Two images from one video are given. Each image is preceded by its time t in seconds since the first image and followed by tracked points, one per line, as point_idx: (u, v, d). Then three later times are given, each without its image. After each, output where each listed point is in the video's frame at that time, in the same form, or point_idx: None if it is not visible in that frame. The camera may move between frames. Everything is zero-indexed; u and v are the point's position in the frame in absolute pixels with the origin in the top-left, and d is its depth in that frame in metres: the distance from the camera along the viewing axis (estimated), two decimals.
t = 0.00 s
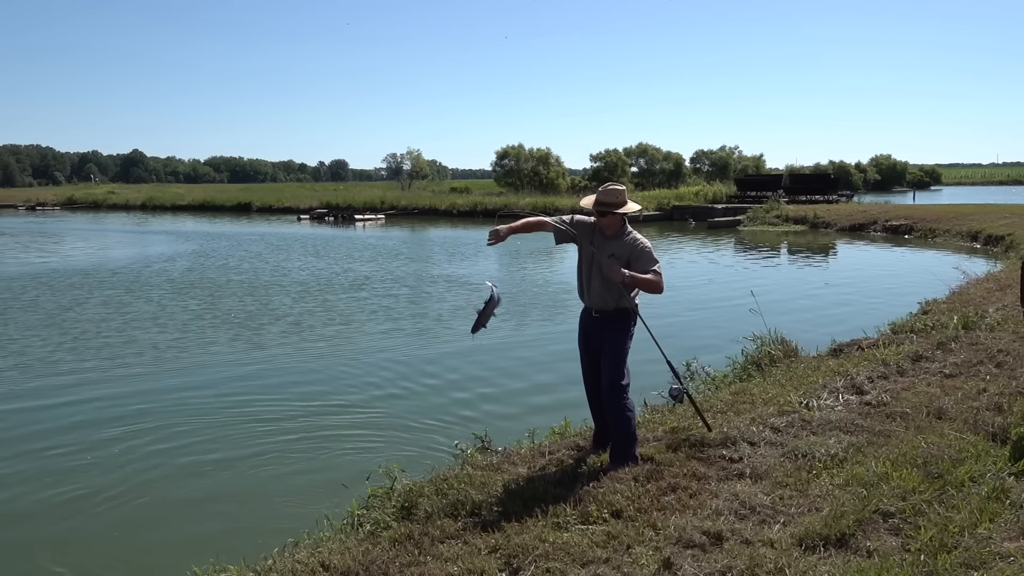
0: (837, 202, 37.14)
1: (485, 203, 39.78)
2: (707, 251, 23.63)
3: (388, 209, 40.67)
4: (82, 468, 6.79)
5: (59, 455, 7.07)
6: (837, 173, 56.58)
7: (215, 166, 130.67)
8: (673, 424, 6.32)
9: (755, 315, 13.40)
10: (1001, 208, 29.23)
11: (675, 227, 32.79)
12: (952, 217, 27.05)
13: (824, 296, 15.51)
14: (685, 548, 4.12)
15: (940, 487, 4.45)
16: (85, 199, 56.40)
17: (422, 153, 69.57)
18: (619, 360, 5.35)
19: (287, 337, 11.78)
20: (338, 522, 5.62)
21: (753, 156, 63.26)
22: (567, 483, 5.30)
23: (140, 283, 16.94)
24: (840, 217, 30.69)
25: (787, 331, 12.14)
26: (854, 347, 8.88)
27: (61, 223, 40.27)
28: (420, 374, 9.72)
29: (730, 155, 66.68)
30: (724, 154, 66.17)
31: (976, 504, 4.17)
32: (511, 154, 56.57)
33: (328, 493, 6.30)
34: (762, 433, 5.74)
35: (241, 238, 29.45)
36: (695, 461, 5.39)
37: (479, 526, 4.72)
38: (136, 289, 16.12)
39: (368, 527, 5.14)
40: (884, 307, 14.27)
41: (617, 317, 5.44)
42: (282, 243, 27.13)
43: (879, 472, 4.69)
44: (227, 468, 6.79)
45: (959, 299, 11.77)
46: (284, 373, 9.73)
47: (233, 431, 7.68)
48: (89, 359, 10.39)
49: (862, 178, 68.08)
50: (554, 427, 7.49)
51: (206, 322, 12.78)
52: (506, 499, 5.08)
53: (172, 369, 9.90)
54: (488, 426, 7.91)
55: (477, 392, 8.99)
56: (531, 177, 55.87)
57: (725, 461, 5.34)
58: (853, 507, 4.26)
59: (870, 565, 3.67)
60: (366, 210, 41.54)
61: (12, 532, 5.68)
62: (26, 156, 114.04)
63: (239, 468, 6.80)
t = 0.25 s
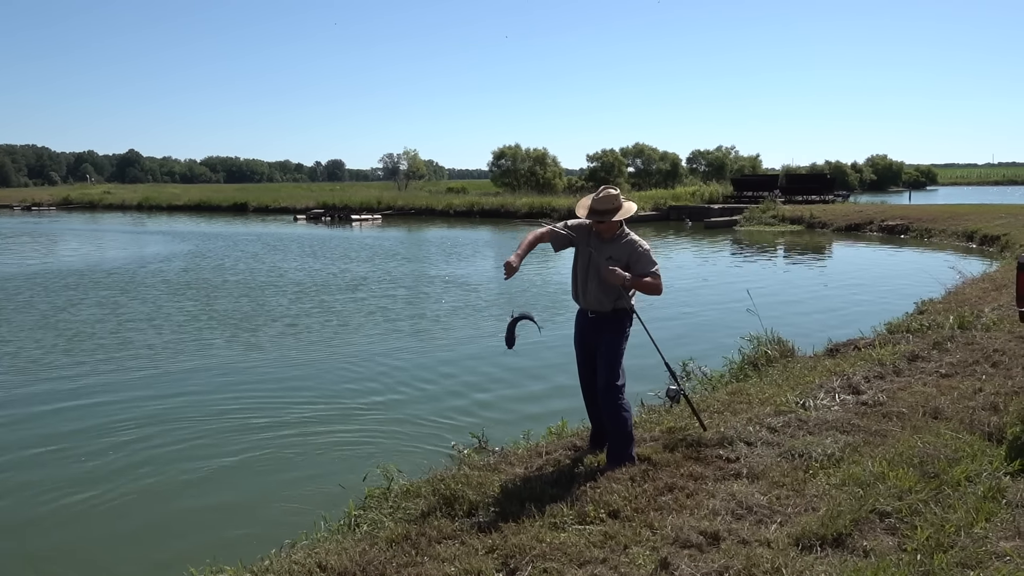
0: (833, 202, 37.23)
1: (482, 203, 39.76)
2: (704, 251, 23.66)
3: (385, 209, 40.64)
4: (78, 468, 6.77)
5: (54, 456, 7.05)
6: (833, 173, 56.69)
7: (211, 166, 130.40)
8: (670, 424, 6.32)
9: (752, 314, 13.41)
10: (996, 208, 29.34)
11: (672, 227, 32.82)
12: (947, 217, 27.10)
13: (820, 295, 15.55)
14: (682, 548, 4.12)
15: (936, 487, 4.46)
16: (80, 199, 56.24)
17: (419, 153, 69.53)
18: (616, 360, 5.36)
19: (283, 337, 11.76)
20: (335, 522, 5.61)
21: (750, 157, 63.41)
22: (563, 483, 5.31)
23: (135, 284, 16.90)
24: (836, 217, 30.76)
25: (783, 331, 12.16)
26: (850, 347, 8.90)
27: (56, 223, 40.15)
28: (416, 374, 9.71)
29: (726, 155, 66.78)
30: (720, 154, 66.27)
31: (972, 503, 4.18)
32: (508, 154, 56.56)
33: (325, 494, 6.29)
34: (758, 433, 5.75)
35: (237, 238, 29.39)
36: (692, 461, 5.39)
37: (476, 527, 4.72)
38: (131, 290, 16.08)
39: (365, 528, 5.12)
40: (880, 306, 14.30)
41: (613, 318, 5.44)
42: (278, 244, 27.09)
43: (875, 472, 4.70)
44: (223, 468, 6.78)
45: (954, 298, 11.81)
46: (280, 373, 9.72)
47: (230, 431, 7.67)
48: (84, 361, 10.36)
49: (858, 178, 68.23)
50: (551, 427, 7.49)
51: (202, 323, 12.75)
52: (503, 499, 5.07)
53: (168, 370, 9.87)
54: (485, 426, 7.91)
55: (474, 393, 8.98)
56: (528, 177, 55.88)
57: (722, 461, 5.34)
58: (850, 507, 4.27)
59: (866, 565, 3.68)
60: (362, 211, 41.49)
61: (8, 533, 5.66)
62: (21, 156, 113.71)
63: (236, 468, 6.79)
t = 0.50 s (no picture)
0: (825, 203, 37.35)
1: (475, 203, 39.75)
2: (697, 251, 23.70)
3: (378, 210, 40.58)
4: (69, 471, 6.73)
5: (45, 458, 7.01)
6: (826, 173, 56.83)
7: (204, 166, 130.01)
8: (664, 425, 6.33)
9: (745, 314, 13.44)
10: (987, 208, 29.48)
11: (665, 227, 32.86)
12: (939, 217, 27.18)
13: (813, 295, 15.59)
14: (676, 548, 4.13)
15: (929, 486, 4.47)
16: (72, 199, 55.99)
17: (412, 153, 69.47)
18: (610, 361, 5.36)
19: (276, 338, 11.73)
20: (329, 523, 5.60)
21: (743, 157, 63.57)
22: (558, 483, 5.31)
23: (127, 285, 16.83)
24: (828, 217, 30.86)
25: (777, 330, 12.19)
26: (843, 347, 8.93)
27: (48, 223, 39.96)
28: (410, 375, 9.70)
29: (719, 155, 66.92)
30: (713, 154, 66.41)
31: (965, 502, 4.20)
32: (501, 155, 56.56)
33: (319, 495, 6.27)
34: (752, 433, 5.76)
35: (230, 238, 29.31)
36: (686, 461, 5.40)
37: (470, 528, 4.71)
38: (123, 291, 16.01)
39: (359, 529, 5.11)
40: (873, 306, 14.35)
41: (607, 319, 5.45)
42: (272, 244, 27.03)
43: (868, 471, 4.72)
44: (217, 469, 6.76)
45: (946, 298, 11.86)
46: (272, 374, 9.69)
47: (222, 432, 7.65)
48: (76, 362, 10.31)
49: (851, 178, 68.48)
50: (545, 428, 7.49)
51: (195, 324, 12.71)
52: (497, 500, 5.07)
53: (160, 371, 9.83)
54: (479, 426, 7.90)
55: (468, 393, 8.98)
56: (522, 177, 55.89)
57: (716, 461, 5.35)
58: (844, 506, 4.28)
59: (860, 564, 3.69)
60: (356, 211, 41.43)
61: None
62: (12, 156, 113.17)
63: (230, 470, 6.77)
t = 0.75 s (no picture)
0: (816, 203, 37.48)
1: (467, 203, 39.72)
2: (689, 251, 23.74)
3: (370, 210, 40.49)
4: (57, 472, 6.68)
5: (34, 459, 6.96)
6: (816, 173, 57.04)
7: (195, 166, 129.42)
8: (656, 424, 6.34)
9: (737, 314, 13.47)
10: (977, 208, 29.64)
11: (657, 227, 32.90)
12: (929, 217, 27.32)
13: (805, 295, 15.65)
14: (669, 548, 4.13)
15: (920, 485, 4.49)
16: (62, 199, 55.67)
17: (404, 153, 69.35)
18: (602, 361, 5.36)
19: (267, 339, 11.69)
20: (320, 524, 5.58)
21: (734, 157, 63.76)
22: (550, 483, 5.30)
23: (117, 285, 16.74)
24: (819, 217, 30.97)
25: (768, 330, 12.22)
26: (834, 347, 8.96)
27: (37, 223, 39.70)
28: (402, 376, 9.69)
29: (711, 155, 67.07)
30: (705, 154, 66.56)
31: (955, 501, 4.22)
32: (493, 154, 56.53)
33: (310, 496, 6.25)
34: (744, 433, 5.77)
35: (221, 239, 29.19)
36: (678, 461, 5.40)
37: (463, 528, 4.70)
38: (113, 292, 15.91)
39: (352, 530, 5.09)
40: (864, 305, 14.41)
41: (599, 319, 5.45)
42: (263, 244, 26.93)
43: (860, 471, 4.73)
44: (207, 471, 6.73)
45: (936, 298, 11.91)
46: (264, 374, 9.66)
47: (214, 433, 7.61)
48: (65, 363, 10.25)
49: (841, 178, 68.76)
50: (537, 428, 7.49)
51: (186, 325, 12.65)
52: (489, 501, 5.06)
53: (150, 372, 9.78)
54: (471, 427, 7.89)
55: (460, 394, 8.96)
56: (514, 177, 55.88)
57: (708, 460, 5.36)
58: (835, 505, 4.29)
59: (852, 564, 3.70)
60: (347, 211, 41.33)
61: None
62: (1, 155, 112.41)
63: (220, 471, 6.73)
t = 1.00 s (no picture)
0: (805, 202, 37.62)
1: (457, 203, 39.67)
2: (679, 250, 23.79)
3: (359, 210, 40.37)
4: (44, 474, 6.63)
5: (21, 461, 6.90)
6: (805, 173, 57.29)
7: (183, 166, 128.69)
8: (647, 424, 6.34)
9: (726, 314, 13.50)
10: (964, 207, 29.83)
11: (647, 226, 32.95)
12: (917, 217, 27.47)
13: (794, 294, 15.70)
14: (659, 547, 4.13)
15: (909, 483, 4.51)
16: (48, 199, 55.25)
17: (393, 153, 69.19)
18: (591, 361, 5.36)
19: (256, 341, 11.64)
20: (310, 525, 5.55)
21: (723, 157, 63.96)
22: (541, 484, 5.30)
23: (104, 287, 16.61)
24: (808, 216, 31.10)
25: (757, 330, 12.26)
26: (823, 346, 9.00)
27: (22, 224, 39.36)
28: (392, 376, 9.66)
29: (700, 155, 67.26)
30: (694, 154, 66.73)
31: (944, 499, 4.24)
32: (482, 155, 56.48)
33: (300, 497, 6.22)
34: (734, 432, 5.78)
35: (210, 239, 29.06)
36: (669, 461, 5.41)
37: (453, 529, 4.68)
38: (100, 293, 15.80)
39: (342, 532, 5.07)
40: (852, 305, 14.48)
41: (588, 319, 5.45)
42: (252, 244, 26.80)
43: (849, 469, 4.75)
44: (196, 472, 6.68)
45: (924, 297, 11.97)
46: (253, 376, 9.61)
47: (202, 434, 7.57)
48: (52, 365, 10.17)
49: (829, 178, 69.09)
50: (527, 428, 7.49)
51: (174, 326, 12.58)
52: (479, 501, 5.04)
53: (138, 374, 9.71)
54: (461, 427, 7.88)
55: (450, 395, 8.94)
56: (503, 177, 55.84)
57: (698, 460, 5.37)
58: (825, 504, 4.31)
59: (842, 562, 3.71)
60: (337, 211, 41.20)
61: None
62: None
63: (209, 472, 6.69)
